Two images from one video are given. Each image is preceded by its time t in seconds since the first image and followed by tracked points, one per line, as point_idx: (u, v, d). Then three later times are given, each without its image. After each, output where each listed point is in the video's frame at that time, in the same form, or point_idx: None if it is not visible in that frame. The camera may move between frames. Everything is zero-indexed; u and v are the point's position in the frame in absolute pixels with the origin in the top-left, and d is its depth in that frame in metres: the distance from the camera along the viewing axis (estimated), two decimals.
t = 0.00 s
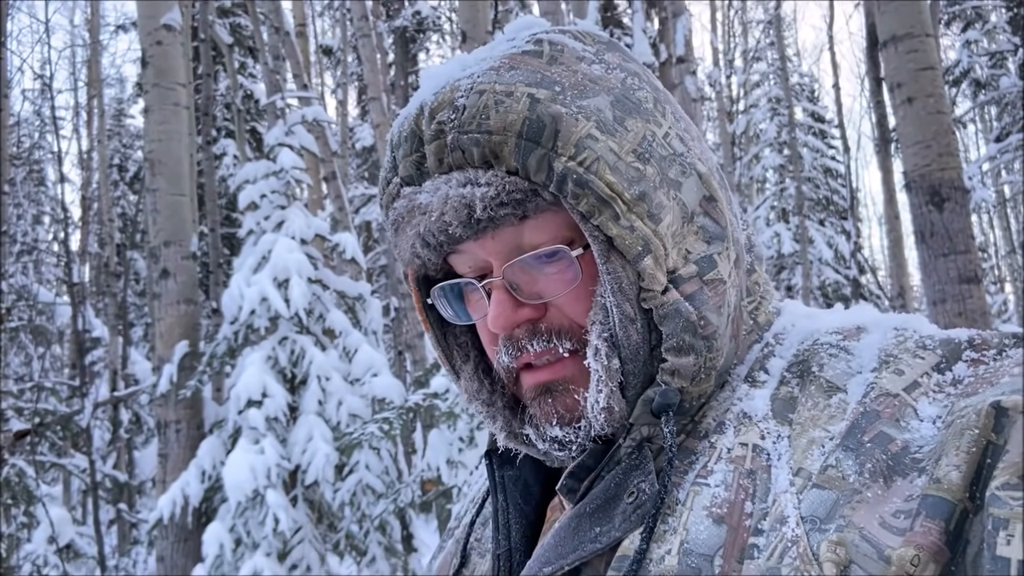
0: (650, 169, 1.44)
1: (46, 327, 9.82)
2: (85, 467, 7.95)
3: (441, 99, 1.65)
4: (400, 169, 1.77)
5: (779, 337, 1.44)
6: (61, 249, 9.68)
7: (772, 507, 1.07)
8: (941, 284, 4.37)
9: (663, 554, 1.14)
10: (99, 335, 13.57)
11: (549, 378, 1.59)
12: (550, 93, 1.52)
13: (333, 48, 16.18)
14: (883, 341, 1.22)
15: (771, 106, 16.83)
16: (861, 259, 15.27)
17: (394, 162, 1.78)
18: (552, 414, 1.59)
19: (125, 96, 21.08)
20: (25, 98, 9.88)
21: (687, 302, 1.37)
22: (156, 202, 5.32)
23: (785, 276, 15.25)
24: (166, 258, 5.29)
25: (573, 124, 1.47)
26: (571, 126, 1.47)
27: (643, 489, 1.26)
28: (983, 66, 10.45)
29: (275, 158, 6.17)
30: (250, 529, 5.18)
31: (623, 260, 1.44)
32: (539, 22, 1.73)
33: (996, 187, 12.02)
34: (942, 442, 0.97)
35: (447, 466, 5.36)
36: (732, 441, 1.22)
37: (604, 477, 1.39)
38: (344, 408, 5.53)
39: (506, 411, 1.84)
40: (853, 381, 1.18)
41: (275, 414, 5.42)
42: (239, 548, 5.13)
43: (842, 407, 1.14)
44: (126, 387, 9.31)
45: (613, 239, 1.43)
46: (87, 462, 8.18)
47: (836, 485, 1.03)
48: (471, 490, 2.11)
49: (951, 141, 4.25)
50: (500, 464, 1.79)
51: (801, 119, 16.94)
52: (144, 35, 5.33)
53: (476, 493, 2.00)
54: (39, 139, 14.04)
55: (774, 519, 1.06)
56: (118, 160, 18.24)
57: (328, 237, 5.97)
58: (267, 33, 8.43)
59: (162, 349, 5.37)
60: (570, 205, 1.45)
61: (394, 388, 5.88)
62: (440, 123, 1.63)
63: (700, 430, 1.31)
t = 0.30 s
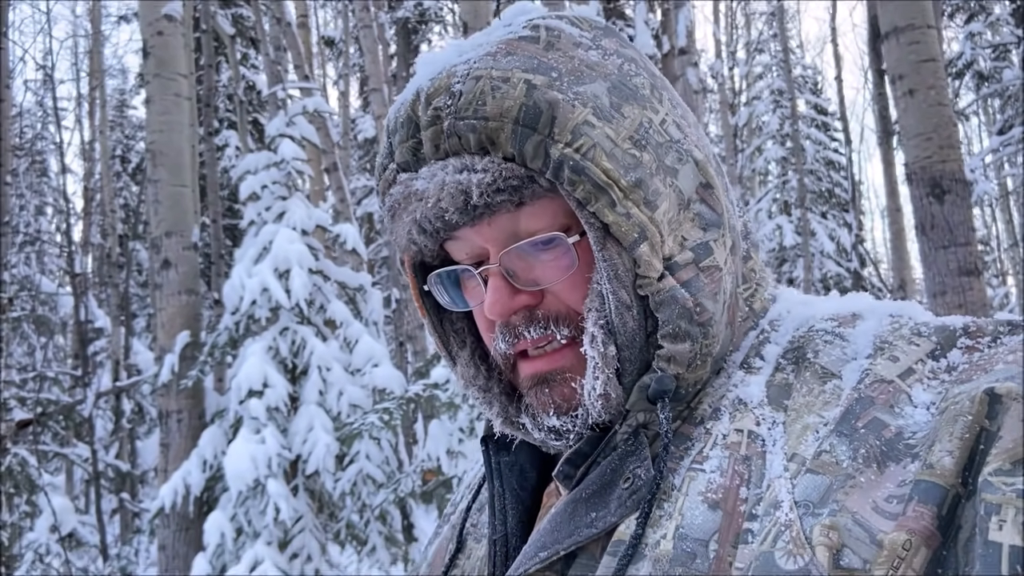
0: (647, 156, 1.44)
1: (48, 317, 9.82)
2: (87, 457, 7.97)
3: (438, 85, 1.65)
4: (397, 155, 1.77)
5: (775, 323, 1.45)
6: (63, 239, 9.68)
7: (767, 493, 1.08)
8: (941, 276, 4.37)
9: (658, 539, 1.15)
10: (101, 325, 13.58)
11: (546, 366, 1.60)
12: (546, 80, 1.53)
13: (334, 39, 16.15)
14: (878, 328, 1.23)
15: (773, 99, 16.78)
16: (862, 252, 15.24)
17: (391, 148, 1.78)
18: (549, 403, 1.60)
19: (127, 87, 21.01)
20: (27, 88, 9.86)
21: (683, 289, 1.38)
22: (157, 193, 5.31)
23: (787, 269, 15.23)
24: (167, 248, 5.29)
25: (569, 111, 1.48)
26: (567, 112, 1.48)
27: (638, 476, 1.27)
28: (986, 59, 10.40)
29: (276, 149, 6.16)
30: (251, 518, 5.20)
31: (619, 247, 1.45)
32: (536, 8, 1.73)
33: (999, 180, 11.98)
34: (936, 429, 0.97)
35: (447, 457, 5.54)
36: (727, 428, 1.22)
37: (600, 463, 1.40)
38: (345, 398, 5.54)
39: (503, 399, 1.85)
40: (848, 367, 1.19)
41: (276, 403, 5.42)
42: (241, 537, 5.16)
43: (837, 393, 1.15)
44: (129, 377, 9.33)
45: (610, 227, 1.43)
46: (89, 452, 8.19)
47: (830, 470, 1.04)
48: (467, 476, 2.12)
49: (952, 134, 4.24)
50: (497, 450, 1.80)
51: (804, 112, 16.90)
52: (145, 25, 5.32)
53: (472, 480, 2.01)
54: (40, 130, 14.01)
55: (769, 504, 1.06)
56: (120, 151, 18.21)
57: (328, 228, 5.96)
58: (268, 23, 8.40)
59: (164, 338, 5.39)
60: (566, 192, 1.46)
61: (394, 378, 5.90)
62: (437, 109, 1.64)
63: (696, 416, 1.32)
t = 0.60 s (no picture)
0: (640, 152, 1.44)
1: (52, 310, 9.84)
2: (91, 449, 7.99)
3: (430, 81, 1.65)
4: (389, 151, 1.77)
5: (768, 319, 1.45)
6: (67, 233, 9.69)
7: (759, 489, 1.08)
8: (942, 270, 4.35)
9: (651, 535, 1.15)
10: (105, 318, 13.60)
11: (540, 363, 1.60)
12: (538, 76, 1.52)
13: (337, 32, 16.12)
14: (871, 324, 1.22)
15: (777, 91, 16.71)
16: (866, 245, 15.20)
17: (383, 144, 1.78)
18: (543, 401, 1.60)
19: (130, 81, 20.99)
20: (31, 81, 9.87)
21: (676, 286, 1.38)
22: (159, 185, 5.31)
23: (790, 262, 15.21)
24: (170, 241, 5.30)
25: (562, 108, 1.47)
26: (560, 109, 1.47)
27: (631, 473, 1.27)
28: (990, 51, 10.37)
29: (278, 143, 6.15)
30: (254, 511, 5.22)
31: (611, 244, 1.45)
32: (528, 3, 1.72)
33: (1004, 173, 11.92)
34: (928, 426, 0.97)
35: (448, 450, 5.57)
36: (720, 424, 1.22)
37: (593, 460, 1.40)
38: (346, 391, 5.54)
39: (497, 396, 1.85)
40: (840, 364, 1.19)
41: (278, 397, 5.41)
42: (243, 529, 5.18)
43: (829, 389, 1.15)
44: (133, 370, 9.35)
45: (603, 223, 1.43)
46: (93, 444, 8.22)
47: (823, 467, 1.04)
48: (460, 471, 2.13)
49: (954, 127, 4.23)
50: (490, 446, 1.81)
51: (807, 105, 16.84)
52: (148, 18, 5.32)
53: (466, 474, 2.02)
54: (44, 123, 14.02)
55: (761, 501, 1.07)
56: (124, 144, 18.21)
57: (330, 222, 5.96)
58: (270, 16, 8.39)
59: (166, 332, 5.41)
60: (559, 189, 1.46)
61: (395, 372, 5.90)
62: (429, 105, 1.63)
63: (689, 412, 1.32)
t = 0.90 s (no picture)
0: (629, 142, 1.44)
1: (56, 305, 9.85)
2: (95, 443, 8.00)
3: (421, 71, 1.65)
4: (379, 142, 1.77)
5: (757, 310, 1.46)
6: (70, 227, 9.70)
7: (748, 479, 1.09)
8: (944, 263, 4.33)
9: (640, 524, 1.16)
10: (109, 312, 13.62)
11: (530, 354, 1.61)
12: (528, 66, 1.52)
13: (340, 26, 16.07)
14: (860, 315, 1.23)
15: (781, 85, 16.63)
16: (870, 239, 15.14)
17: (373, 135, 1.79)
18: (533, 391, 1.61)
19: (134, 75, 20.97)
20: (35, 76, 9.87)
21: (665, 276, 1.38)
22: (162, 180, 5.32)
23: (794, 256, 15.17)
24: (172, 235, 5.30)
25: (552, 98, 1.47)
26: (550, 99, 1.47)
27: (620, 463, 1.28)
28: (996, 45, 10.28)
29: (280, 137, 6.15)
30: (256, 504, 5.23)
31: (601, 234, 1.45)
32: None
33: (1010, 167, 11.83)
34: (916, 415, 0.98)
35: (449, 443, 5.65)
36: (710, 414, 1.23)
37: (582, 450, 1.41)
38: (348, 385, 5.56)
39: (487, 388, 1.86)
40: (829, 355, 1.19)
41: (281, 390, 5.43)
42: (246, 522, 5.21)
43: (818, 379, 1.15)
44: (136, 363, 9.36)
45: (593, 213, 1.44)
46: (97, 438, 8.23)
47: (812, 457, 1.04)
48: (450, 463, 2.14)
49: (956, 121, 4.22)
50: (481, 438, 1.82)
51: (812, 98, 16.76)
52: (150, 13, 5.32)
53: (456, 466, 2.03)
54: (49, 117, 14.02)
55: (751, 490, 1.07)
56: (128, 139, 18.21)
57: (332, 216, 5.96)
58: (272, 10, 8.38)
59: (170, 325, 5.43)
60: (549, 178, 1.46)
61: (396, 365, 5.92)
62: (419, 95, 1.64)
63: (678, 402, 1.33)
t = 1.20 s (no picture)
0: (616, 144, 1.44)
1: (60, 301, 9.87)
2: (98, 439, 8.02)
3: (407, 71, 1.64)
4: (365, 143, 1.77)
5: (742, 313, 1.45)
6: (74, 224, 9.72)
7: (735, 482, 1.08)
8: (945, 259, 4.31)
9: (625, 528, 1.16)
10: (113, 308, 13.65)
11: (515, 355, 1.61)
12: (514, 68, 1.51)
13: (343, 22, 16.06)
14: (847, 318, 1.22)
15: (784, 79, 16.57)
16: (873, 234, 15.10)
17: (360, 135, 1.78)
18: (519, 393, 1.61)
19: (138, 72, 20.97)
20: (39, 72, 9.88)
21: (651, 277, 1.38)
22: (162, 177, 5.31)
23: (797, 251, 15.15)
24: (173, 233, 5.31)
25: (538, 99, 1.46)
26: (537, 100, 1.46)
27: (604, 465, 1.28)
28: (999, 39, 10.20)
29: (281, 134, 6.15)
30: (257, 501, 5.23)
31: (587, 235, 1.45)
32: None
33: (1014, 162, 11.76)
34: (902, 418, 0.97)
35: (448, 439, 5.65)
36: (695, 417, 1.22)
37: (568, 452, 1.40)
38: (347, 382, 5.56)
39: (472, 391, 1.86)
40: (816, 357, 1.18)
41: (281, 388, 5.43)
42: (246, 519, 5.22)
43: (804, 382, 1.15)
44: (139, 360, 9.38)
45: (579, 215, 1.43)
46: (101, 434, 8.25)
47: (799, 460, 1.04)
48: (436, 465, 2.13)
49: (958, 116, 4.20)
50: (466, 440, 1.81)
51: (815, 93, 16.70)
52: (150, 10, 5.32)
53: (442, 468, 2.03)
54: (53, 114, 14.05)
55: (738, 494, 1.07)
56: (131, 135, 18.21)
57: (332, 213, 5.96)
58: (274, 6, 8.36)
59: (171, 323, 5.44)
60: (535, 178, 1.46)
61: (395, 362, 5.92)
62: (405, 96, 1.62)
63: (663, 404, 1.32)
